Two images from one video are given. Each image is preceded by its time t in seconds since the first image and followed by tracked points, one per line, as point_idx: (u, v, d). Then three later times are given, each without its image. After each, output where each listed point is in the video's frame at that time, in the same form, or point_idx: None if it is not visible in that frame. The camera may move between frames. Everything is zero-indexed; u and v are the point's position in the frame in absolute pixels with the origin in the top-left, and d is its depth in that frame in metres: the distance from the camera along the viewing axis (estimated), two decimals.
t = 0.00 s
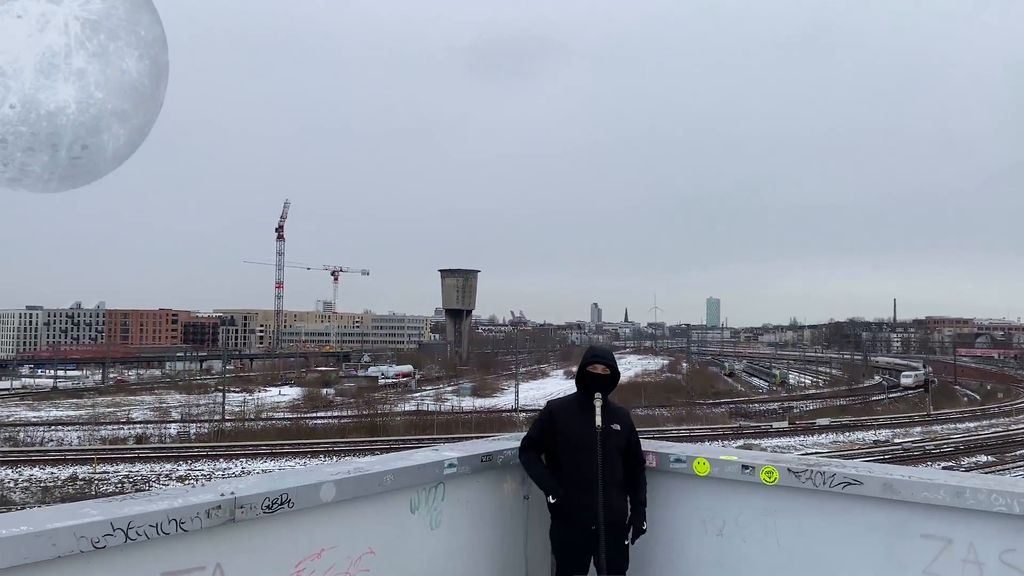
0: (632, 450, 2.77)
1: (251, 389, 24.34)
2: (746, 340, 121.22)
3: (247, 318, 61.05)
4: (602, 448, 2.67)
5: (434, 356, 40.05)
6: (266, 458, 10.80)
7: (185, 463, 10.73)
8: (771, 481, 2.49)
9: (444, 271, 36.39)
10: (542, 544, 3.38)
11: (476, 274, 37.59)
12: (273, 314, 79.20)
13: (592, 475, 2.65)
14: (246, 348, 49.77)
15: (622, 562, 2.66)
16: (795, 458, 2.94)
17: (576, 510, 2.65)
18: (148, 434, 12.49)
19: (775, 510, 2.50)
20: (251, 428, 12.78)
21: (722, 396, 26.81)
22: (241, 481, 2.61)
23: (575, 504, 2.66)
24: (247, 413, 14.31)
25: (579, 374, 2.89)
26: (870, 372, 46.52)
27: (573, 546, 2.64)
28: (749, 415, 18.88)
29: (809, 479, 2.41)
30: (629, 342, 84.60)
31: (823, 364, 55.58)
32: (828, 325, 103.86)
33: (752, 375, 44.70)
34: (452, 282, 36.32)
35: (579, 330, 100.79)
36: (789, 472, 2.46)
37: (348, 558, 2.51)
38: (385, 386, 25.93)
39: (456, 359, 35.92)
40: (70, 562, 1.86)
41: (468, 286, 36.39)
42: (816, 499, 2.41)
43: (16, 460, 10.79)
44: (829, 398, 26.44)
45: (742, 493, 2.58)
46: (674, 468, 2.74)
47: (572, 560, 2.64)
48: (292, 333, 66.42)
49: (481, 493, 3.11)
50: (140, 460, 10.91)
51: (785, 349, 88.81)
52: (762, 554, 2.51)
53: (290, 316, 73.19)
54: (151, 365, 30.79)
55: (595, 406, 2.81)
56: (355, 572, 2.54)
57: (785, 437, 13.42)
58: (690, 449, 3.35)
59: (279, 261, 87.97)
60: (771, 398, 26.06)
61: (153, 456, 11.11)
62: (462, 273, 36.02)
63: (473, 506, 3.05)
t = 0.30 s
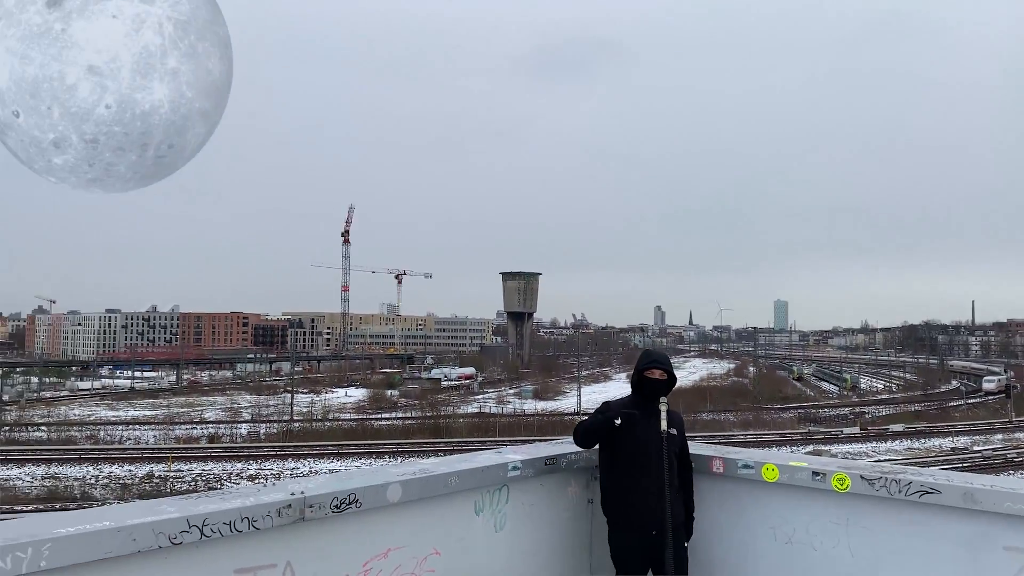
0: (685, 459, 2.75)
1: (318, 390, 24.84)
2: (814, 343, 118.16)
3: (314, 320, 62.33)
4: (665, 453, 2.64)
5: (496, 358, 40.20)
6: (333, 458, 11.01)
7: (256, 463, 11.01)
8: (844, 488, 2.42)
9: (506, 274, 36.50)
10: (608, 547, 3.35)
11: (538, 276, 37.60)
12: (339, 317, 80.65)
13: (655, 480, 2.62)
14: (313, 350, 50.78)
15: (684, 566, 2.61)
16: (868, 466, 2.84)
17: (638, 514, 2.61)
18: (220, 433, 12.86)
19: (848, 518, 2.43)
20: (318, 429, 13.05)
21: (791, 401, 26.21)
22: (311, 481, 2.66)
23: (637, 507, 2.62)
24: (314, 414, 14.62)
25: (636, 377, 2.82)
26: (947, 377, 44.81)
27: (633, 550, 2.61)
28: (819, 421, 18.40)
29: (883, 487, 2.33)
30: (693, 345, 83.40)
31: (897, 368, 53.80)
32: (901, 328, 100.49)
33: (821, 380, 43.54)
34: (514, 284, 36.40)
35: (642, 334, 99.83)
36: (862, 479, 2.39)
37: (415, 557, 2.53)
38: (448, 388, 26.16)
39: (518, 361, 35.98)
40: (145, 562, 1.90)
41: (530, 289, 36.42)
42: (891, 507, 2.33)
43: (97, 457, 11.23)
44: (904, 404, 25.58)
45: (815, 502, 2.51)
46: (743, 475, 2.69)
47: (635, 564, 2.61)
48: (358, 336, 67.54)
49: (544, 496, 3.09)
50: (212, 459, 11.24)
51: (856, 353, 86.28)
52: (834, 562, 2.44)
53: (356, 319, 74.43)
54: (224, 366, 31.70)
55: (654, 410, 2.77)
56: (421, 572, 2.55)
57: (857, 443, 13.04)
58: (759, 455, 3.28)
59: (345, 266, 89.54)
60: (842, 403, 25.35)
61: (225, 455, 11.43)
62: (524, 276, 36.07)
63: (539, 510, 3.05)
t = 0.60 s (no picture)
0: (748, 461, 2.67)
1: (372, 390, 25.14)
2: (872, 344, 115.30)
3: (367, 322, 63.14)
4: (723, 456, 2.59)
5: (547, 359, 40.20)
6: (387, 457, 11.14)
7: (312, 462, 11.20)
8: (909, 493, 2.35)
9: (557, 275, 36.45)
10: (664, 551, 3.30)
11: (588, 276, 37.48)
12: (391, 319, 81.49)
13: (712, 482, 2.57)
14: (366, 351, 51.41)
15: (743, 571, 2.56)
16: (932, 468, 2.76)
17: (696, 519, 2.57)
18: (277, 433, 13.11)
19: (914, 524, 2.36)
20: (372, 428, 13.22)
21: (849, 403, 25.65)
22: (368, 481, 2.69)
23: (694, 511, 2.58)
24: (368, 414, 14.83)
25: (694, 380, 2.73)
26: (1014, 379, 43.33)
27: (691, 554, 2.57)
28: (879, 423, 17.98)
29: (951, 492, 2.26)
30: (746, 345, 82.18)
31: (961, 369, 52.24)
32: (964, 329, 97.48)
33: (881, 382, 42.48)
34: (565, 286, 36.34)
35: (694, 334, 98.65)
36: (930, 485, 2.31)
37: (472, 557, 2.54)
38: (499, 389, 26.25)
39: (569, 362, 35.91)
40: (211, 559, 1.95)
41: (581, 289, 36.33)
42: (960, 513, 2.26)
43: (160, 456, 11.56)
44: (968, 406, 24.84)
45: (880, 507, 2.45)
46: (803, 479, 2.64)
47: (693, 568, 2.58)
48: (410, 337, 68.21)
49: (601, 499, 3.07)
50: (270, 458, 11.47)
51: (916, 355, 83.96)
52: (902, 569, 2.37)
53: (408, 321, 75.15)
54: (281, 366, 32.35)
55: (712, 413, 2.70)
56: (478, 572, 2.56)
57: (919, 447, 12.69)
58: (817, 456, 3.21)
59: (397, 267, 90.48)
60: (903, 406, 24.74)
61: (282, 454, 11.66)
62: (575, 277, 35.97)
63: (594, 511, 3.03)
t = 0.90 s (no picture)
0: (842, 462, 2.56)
1: (441, 390, 25.38)
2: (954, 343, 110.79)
3: (434, 322, 63.77)
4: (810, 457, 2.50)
5: (615, 359, 39.91)
6: (456, 456, 11.24)
7: (383, 460, 11.35)
8: (1005, 497, 2.25)
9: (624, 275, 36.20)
10: (742, 554, 3.21)
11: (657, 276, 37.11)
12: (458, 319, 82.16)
13: (799, 484, 2.48)
14: (434, 351, 51.89)
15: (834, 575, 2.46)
16: None
17: (783, 521, 2.48)
18: (350, 432, 13.33)
19: (1008, 529, 2.26)
20: (441, 427, 13.36)
21: (931, 404, 24.71)
22: (441, 479, 2.69)
23: (780, 514, 2.50)
24: (437, 413, 14.98)
25: (778, 383, 2.66)
26: None
27: (779, 557, 2.48)
28: (964, 424, 17.28)
29: None
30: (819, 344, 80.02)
31: None
32: None
33: (965, 382, 40.78)
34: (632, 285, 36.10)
35: (764, 333, 96.52)
36: None
37: (546, 557, 2.52)
38: (568, 389, 26.18)
39: (638, 362, 35.60)
40: (293, 553, 1.98)
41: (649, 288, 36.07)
42: None
43: (239, 454, 11.90)
44: None
45: (971, 511, 2.35)
46: (888, 480, 2.54)
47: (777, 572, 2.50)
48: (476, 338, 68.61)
49: (676, 500, 3.01)
50: (343, 457, 11.66)
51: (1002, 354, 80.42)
52: None
53: (474, 321, 75.62)
54: (352, 364, 32.88)
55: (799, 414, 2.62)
56: (553, 572, 2.54)
57: (1008, 449, 12.14)
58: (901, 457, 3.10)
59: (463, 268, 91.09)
60: (989, 406, 23.74)
61: (354, 453, 11.85)
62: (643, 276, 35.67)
63: (670, 513, 2.97)
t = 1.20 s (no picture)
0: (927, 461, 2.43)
1: (497, 389, 25.47)
2: None
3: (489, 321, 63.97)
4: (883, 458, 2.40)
5: (671, 358, 39.49)
6: (512, 455, 11.27)
7: (440, 458, 11.46)
8: None
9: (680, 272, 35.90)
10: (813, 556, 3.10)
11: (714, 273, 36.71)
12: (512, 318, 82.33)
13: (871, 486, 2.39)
14: (489, 349, 52.06)
15: None
16: None
17: (855, 524, 2.42)
18: (407, 430, 13.47)
19: None
20: (497, 426, 13.41)
21: (1003, 403, 23.82)
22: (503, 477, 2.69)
23: (852, 516, 2.43)
24: (492, 411, 15.05)
25: (850, 384, 2.58)
26: None
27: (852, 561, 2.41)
28: None
29: None
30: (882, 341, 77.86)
31: None
32: None
33: None
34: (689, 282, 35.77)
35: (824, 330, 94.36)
36: None
37: (608, 557, 2.50)
38: (624, 388, 26.01)
39: (695, 361, 35.19)
40: (358, 548, 2.00)
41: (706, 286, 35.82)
42: None
43: (300, 451, 12.13)
44: None
45: None
46: (964, 481, 2.46)
47: None
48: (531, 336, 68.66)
49: (743, 500, 2.93)
50: (400, 454, 11.80)
51: None
52: None
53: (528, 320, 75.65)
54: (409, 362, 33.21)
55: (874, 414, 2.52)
56: (615, 572, 2.53)
57: None
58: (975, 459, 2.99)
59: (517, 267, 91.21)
60: None
61: (412, 450, 11.97)
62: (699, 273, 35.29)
63: (736, 513, 2.89)
